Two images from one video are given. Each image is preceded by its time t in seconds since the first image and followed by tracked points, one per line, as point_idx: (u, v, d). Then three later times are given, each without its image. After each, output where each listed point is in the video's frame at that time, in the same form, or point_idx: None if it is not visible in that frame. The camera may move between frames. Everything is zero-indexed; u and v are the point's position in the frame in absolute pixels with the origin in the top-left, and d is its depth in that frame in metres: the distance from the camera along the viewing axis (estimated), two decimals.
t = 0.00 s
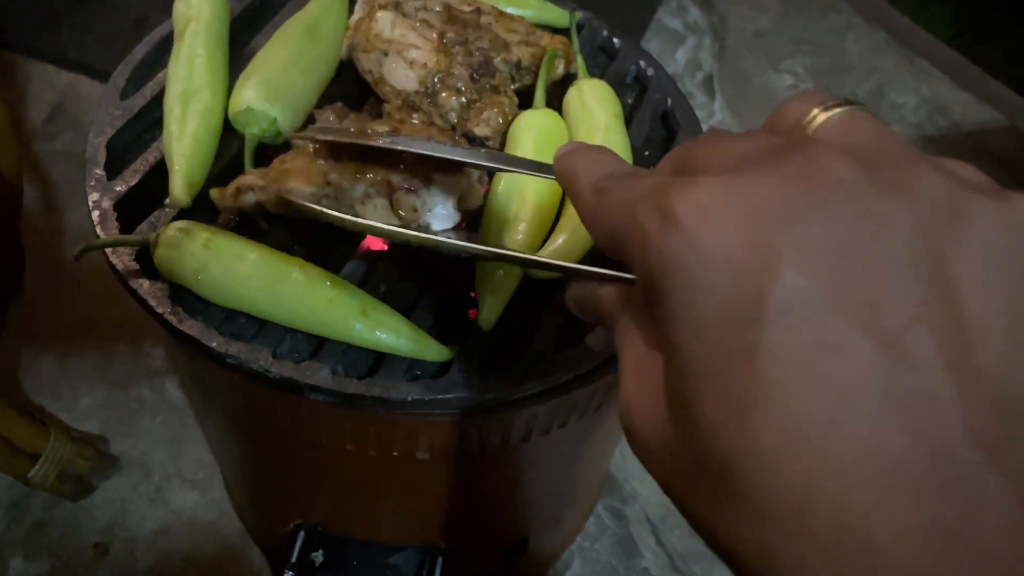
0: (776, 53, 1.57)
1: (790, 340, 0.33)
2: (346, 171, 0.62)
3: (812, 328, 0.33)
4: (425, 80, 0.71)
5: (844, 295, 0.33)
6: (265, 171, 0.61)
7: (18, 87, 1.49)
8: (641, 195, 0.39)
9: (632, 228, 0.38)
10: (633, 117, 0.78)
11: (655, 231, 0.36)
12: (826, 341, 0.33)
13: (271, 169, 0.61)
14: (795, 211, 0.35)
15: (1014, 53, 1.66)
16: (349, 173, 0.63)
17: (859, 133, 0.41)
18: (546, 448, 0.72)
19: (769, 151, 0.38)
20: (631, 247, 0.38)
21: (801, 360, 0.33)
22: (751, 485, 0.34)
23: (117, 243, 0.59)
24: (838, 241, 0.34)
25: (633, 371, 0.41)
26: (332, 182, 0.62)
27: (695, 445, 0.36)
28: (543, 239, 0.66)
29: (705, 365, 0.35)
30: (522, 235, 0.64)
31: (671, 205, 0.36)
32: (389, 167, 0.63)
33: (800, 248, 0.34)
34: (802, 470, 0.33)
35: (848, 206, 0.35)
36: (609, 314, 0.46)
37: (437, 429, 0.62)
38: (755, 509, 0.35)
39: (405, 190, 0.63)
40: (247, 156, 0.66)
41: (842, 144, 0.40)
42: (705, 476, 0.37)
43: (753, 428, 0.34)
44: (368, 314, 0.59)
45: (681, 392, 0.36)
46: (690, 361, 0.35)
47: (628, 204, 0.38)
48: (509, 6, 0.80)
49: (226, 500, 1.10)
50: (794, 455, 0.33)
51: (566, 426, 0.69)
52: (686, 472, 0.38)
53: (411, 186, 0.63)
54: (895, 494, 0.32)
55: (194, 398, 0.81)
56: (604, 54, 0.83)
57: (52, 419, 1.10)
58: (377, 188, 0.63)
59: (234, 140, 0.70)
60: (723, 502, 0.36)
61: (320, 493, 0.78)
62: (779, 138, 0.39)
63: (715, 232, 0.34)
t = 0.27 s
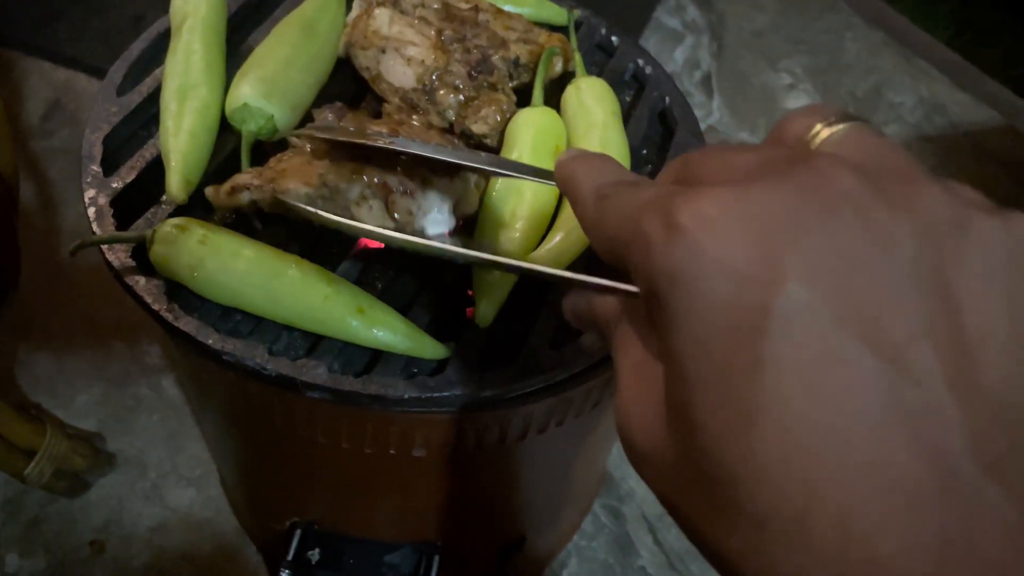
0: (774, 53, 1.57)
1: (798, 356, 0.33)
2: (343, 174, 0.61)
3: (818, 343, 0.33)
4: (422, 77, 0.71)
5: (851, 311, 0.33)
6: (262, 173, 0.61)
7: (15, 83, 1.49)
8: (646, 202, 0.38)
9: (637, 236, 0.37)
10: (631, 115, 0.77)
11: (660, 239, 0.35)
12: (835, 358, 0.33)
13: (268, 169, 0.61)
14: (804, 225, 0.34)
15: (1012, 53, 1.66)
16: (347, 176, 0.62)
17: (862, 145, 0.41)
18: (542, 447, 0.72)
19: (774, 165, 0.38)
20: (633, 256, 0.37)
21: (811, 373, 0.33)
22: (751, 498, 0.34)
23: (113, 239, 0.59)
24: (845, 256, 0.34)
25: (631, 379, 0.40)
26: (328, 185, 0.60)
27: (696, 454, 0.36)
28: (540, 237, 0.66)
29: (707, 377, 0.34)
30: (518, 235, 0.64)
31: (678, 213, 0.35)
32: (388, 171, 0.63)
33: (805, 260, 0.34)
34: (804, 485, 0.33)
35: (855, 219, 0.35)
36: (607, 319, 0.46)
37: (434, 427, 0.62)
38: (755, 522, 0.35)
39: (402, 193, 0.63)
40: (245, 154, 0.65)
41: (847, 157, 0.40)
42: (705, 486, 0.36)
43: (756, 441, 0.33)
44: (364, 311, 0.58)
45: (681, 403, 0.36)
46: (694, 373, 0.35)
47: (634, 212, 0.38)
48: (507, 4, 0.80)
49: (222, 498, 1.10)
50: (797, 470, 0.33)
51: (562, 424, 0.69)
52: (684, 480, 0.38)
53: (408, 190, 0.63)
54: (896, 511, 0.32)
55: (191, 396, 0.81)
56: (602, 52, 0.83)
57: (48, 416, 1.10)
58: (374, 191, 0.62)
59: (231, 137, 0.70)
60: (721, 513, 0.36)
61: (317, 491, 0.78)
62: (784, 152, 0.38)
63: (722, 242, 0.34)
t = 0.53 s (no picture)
0: (773, 56, 1.57)
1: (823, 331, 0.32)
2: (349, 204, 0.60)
3: (843, 322, 0.32)
4: (422, 81, 0.71)
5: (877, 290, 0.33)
6: (264, 195, 0.60)
7: (14, 83, 1.49)
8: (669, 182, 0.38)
9: (656, 213, 0.37)
10: (632, 119, 0.77)
11: (686, 217, 0.35)
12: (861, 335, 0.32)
13: (270, 192, 0.60)
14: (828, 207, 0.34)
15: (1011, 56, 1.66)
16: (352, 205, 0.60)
17: (897, 133, 0.37)
18: (542, 452, 0.72)
19: (799, 151, 0.37)
20: (650, 237, 0.37)
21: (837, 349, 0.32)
22: (770, 484, 0.33)
23: (112, 244, 0.59)
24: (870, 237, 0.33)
25: (645, 380, 0.39)
26: (335, 217, 0.60)
27: (713, 439, 0.35)
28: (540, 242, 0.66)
29: (725, 355, 0.34)
30: (517, 247, 0.63)
31: (699, 190, 0.35)
32: (389, 185, 0.63)
33: (833, 239, 0.33)
34: (823, 468, 0.32)
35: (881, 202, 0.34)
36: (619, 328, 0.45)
37: (433, 433, 0.62)
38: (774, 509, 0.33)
39: (406, 217, 0.61)
40: (244, 158, 0.65)
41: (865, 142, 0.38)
42: (721, 475, 0.35)
43: (779, 422, 0.32)
44: (363, 318, 0.58)
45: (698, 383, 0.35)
46: (712, 352, 0.34)
47: (654, 190, 0.37)
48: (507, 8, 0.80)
49: (220, 500, 1.10)
50: (817, 450, 0.32)
51: (561, 430, 0.69)
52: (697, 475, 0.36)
53: (411, 213, 0.61)
54: (926, 497, 0.31)
55: (190, 399, 0.81)
56: (603, 56, 0.83)
57: (46, 417, 1.10)
58: (378, 218, 0.61)
59: (231, 141, 0.70)
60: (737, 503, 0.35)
61: (316, 495, 0.78)
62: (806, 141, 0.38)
63: (740, 218, 0.34)
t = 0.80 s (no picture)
0: (773, 61, 1.58)
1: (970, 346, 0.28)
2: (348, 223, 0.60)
3: (993, 331, 0.28)
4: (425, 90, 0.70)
5: None
6: (265, 210, 0.61)
7: (16, 85, 1.49)
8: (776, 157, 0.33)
9: (761, 192, 0.32)
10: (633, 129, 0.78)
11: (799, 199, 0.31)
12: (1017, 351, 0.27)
13: (272, 206, 0.61)
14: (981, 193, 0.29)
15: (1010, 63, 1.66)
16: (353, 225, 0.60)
17: None
18: (542, 461, 0.72)
19: (931, 127, 0.32)
20: (753, 218, 0.33)
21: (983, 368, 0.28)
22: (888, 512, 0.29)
23: (114, 253, 0.59)
24: None
25: (724, 390, 0.36)
26: (335, 238, 0.61)
27: (815, 455, 0.31)
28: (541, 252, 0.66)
29: (844, 361, 0.30)
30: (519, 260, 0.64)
31: (823, 169, 0.31)
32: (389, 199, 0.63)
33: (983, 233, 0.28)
34: (953, 502, 0.28)
35: None
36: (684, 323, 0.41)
37: (433, 442, 0.62)
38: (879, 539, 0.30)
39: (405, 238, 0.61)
40: (246, 164, 0.66)
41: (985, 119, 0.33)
42: (818, 495, 0.32)
43: (905, 446, 0.29)
44: (364, 328, 0.58)
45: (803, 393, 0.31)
46: (828, 361, 0.30)
47: (754, 168, 0.33)
48: (509, 18, 0.80)
49: (220, 504, 1.10)
50: (949, 482, 0.28)
51: (561, 438, 0.69)
52: (790, 490, 0.33)
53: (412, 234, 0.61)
54: None
55: (190, 405, 0.81)
56: (603, 65, 0.83)
57: (46, 420, 1.10)
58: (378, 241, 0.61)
59: (234, 149, 0.70)
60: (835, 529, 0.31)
61: (316, 502, 0.78)
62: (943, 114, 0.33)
63: (868, 209, 0.29)
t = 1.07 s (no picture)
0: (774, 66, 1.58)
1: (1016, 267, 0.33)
2: (352, 229, 0.61)
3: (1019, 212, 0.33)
4: (430, 95, 0.71)
5: None
6: (270, 215, 0.61)
7: (18, 85, 1.49)
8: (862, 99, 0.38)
9: (835, 104, 0.39)
10: (635, 135, 0.78)
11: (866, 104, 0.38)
12: None
13: (275, 211, 0.62)
14: None
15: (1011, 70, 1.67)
16: (356, 231, 0.61)
17: None
18: (543, 466, 0.72)
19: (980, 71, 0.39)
20: (823, 130, 0.39)
21: None
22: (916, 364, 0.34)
23: (118, 258, 0.59)
24: None
25: (773, 279, 0.40)
26: (339, 244, 0.61)
27: (858, 341, 0.36)
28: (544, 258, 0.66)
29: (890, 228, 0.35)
30: (522, 267, 0.64)
31: (890, 88, 0.38)
32: (393, 205, 0.63)
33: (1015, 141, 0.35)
34: (972, 355, 0.33)
35: None
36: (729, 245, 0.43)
37: (435, 448, 0.62)
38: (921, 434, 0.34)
39: (408, 242, 0.61)
40: (250, 170, 0.66)
41: None
42: (867, 396, 0.36)
43: (939, 332, 0.34)
44: (367, 334, 0.58)
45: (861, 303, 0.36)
46: (877, 230, 0.35)
47: (824, 86, 0.40)
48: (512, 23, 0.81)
49: (220, 505, 1.10)
50: (984, 368, 0.33)
51: (562, 445, 0.69)
52: (838, 393, 0.37)
53: (415, 239, 0.61)
54: None
55: (192, 408, 0.81)
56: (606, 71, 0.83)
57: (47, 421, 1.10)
58: (381, 246, 0.61)
59: (238, 154, 0.70)
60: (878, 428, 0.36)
61: (317, 505, 0.79)
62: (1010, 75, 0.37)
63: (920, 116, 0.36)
